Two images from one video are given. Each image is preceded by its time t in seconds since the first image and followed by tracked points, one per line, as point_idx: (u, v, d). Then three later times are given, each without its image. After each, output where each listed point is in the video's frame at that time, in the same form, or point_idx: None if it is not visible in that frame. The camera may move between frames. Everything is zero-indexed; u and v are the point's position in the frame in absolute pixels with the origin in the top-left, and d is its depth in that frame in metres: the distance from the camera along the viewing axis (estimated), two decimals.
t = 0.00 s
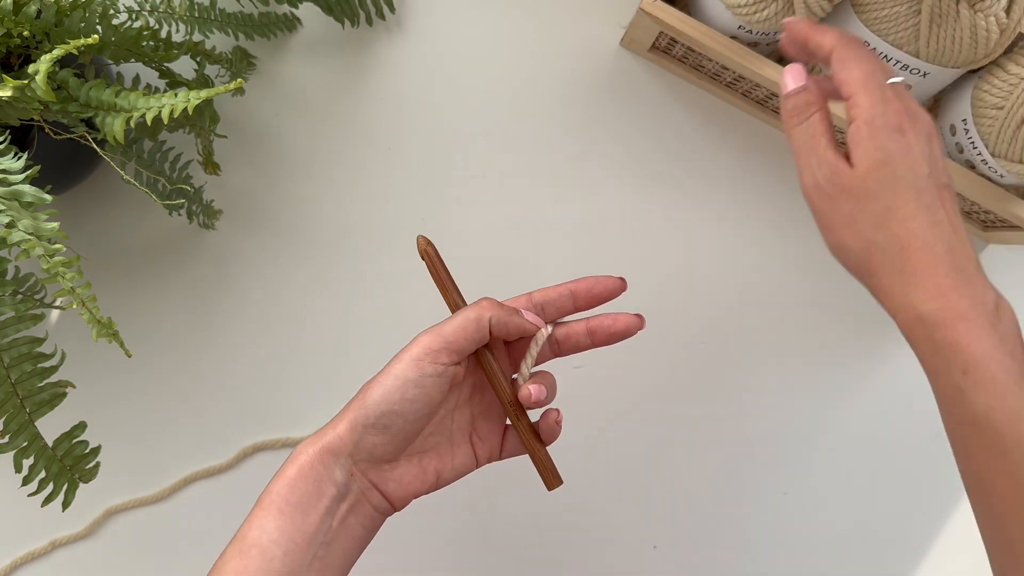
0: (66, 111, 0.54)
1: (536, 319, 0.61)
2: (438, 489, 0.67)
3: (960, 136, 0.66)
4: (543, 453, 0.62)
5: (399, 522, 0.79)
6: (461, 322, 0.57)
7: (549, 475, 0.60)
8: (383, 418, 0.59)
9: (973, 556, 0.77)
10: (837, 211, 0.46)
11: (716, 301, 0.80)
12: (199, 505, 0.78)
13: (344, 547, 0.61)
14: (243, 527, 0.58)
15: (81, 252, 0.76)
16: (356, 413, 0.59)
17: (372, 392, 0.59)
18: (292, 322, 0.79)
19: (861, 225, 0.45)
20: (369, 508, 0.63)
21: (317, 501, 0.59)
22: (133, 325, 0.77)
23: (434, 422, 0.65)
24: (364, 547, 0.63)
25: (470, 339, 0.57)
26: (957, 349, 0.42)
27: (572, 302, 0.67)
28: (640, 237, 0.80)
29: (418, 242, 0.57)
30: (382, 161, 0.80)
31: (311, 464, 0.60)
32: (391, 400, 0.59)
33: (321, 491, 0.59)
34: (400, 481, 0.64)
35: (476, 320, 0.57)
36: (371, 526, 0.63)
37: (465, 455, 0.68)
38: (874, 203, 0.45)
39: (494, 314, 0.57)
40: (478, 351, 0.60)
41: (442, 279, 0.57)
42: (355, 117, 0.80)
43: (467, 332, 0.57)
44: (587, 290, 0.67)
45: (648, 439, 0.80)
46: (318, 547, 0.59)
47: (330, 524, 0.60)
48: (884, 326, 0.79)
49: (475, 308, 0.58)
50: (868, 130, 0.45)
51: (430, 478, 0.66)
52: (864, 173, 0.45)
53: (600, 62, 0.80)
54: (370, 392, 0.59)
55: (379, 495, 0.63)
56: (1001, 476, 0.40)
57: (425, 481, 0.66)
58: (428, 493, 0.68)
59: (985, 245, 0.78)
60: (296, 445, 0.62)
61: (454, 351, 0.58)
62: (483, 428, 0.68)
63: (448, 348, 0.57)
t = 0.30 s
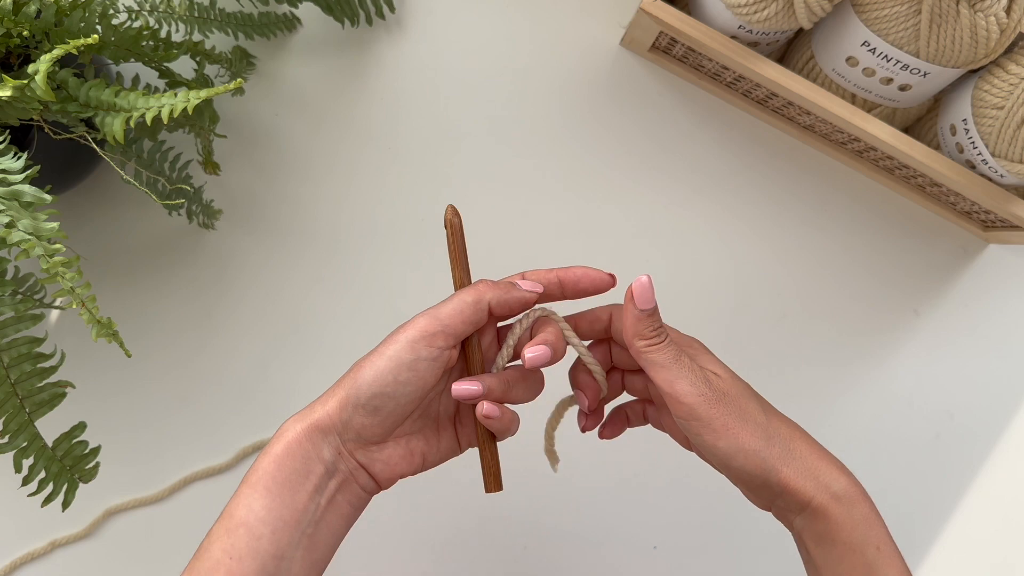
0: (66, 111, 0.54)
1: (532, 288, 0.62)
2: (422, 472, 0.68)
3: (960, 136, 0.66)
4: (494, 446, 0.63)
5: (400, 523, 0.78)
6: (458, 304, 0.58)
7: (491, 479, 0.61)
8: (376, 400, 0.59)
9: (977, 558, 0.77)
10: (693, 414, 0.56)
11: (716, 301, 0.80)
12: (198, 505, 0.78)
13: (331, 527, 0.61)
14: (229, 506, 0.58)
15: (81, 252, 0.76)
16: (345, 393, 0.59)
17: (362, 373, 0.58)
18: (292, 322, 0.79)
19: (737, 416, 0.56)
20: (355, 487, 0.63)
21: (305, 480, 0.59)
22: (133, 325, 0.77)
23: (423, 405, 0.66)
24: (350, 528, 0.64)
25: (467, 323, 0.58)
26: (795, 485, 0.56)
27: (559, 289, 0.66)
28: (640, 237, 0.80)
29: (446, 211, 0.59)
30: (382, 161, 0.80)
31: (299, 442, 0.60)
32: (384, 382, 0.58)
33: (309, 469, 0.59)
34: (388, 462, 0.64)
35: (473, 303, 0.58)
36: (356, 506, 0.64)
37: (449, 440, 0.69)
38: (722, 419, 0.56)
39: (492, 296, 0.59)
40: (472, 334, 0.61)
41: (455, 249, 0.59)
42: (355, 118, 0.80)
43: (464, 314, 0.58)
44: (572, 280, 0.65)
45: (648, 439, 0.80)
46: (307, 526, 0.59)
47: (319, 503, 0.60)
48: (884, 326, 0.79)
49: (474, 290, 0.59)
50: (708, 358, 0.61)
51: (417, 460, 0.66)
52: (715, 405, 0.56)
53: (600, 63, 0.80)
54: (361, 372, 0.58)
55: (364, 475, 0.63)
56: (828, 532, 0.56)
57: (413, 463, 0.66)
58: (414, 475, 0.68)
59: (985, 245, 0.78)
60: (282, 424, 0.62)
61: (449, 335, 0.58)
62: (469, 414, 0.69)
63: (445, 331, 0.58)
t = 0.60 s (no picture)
0: (66, 111, 0.54)
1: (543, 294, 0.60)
2: (407, 472, 0.68)
3: (960, 136, 0.66)
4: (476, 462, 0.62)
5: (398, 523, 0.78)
6: (469, 312, 0.59)
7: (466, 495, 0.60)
8: (372, 397, 0.60)
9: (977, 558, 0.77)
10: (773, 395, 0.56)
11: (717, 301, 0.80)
12: (197, 505, 0.78)
13: (316, 520, 0.61)
14: (218, 494, 0.58)
15: (81, 252, 0.76)
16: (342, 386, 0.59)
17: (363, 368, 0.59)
18: (292, 322, 0.79)
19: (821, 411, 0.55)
20: (341, 483, 0.64)
21: (294, 469, 0.59)
22: (132, 325, 0.77)
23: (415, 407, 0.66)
24: (334, 522, 0.63)
25: (474, 332, 0.59)
26: (865, 489, 0.56)
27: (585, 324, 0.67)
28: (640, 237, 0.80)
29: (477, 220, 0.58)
30: (382, 162, 0.80)
31: (290, 430, 0.60)
32: (382, 380, 0.59)
33: (299, 459, 0.59)
34: (374, 460, 0.65)
35: (482, 314, 0.59)
36: (340, 500, 0.64)
37: (436, 445, 0.68)
38: (797, 408, 0.55)
39: (503, 308, 0.59)
40: (475, 344, 0.61)
41: (477, 256, 0.59)
42: (355, 118, 0.80)
43: (473, 322, 0.59)
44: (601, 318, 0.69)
45: (649, 439, 0.80)
46: (295, 517, 0.59)
47: (306, 494, 0.60)
48: (884, 326, 0.79)
49: (488, 300, 0.59)
50: (820, 338, 0.58)
51: (402, 460, 0.66)
52: (796, 392, 0.56)
53: (600, 63, 0.80)
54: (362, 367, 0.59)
55: (349, 469, 0.64)
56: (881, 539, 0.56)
57: (398, 463, 0.66)
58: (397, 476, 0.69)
59: (986, 245, 0.78)
60: (273, 411, 0.62)
61: (453, 343, 0.59)
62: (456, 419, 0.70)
63: (452, 338, 0.59)
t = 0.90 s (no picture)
0: (66, 111, 0.54)
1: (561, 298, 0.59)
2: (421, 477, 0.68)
3: (960, 136, 0.66)
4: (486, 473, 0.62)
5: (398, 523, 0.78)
6: (490, 320, 0.58)
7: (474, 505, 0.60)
8: (389, 403, 0.60)
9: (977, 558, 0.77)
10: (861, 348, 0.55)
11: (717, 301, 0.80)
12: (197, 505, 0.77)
13: (330, 523, 0.61)
14: (231, 496, 0.58)
15: (81, 252, 0.76)
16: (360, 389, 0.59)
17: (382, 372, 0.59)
18: (292, 321, 0.79)
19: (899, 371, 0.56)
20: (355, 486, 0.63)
21: (309, 472, 0.59)
22: (132, 325, 0.77)
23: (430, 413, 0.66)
24: (348, 525, 0.64)
25: (493, 341, 0.58)
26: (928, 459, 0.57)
27: (603, 343, 0.66)
28: (641, 236, 0.80)
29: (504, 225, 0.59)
30: (382, 162, 0.80)
31: (304, 434, 0.60)
32: (398, 388, 0.59)
33: (314, 462, 0.60)
34: (389, 465, 0.64)
35: (503, 324, 0.58)
36: (354, 503, 0.64)
37: (450, 451, 0.68)
38: (891, 364, 0.55)
39: (524, 318, 0.58)
40: (494, 355, 0.61)
41: (502, 262, 0.59)
42: (355, 118, 0.80)
43: (494, 330, 0.58)
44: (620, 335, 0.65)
45: (649, 439, 0.80)
46: (307, 520, 0.59)
47: (321, 497, 0.60)
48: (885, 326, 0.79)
49: (509, 310, 0.59)
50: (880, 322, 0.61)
51: (417, 466, 0.66)
52: (884, 349, 0.56)
53: (600, 63, 0.80)
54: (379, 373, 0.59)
55: (365, 473, 0.63)
56: (936, 516, 0.57)
57: (413, 468, 0.66)
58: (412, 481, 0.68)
59: (986, 245, 0.78)
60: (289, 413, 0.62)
61: (472, 353, 0.59)
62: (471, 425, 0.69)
63: (473, 346, 0.58)
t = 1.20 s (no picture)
0: (66, 111, 0.54)
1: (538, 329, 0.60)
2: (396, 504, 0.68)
3: (960, 136, 0.66)
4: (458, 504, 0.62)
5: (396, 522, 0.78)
6: (473, 356, 0.58)
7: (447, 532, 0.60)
8: (371, 435, 0.60)
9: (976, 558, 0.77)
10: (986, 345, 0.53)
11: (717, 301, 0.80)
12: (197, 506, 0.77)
13: (309, 553, 0.62)
14: (210, 528, 0.58)
15: (81, 253, 0.76)
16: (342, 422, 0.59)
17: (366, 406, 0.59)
18: (291, 322, 0.79)
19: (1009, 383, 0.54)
20: (333, 516, 0.64)
21: (290, 504, 0.59)
22: (132, 325, 0.77)
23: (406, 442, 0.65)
24: (325, 554, 0.64)
25: (475, 376, 0.59)
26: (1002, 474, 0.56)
27: (562, 376, 0.66)
28: (641, 236, 0.80)
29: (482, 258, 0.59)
30: (382, 161, 0.80)
31: (285, 465, 0.60)
32: (381, 420, 0.59)
33: (295, 494, 0.60)
34: (367, 494, 0.64)
35: (484, 359, 0.58)
36: (331, 532, 0.64)
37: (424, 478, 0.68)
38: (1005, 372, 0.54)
39: (505, 353, 0.59)
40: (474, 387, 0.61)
41: (482, 292, 0.59)
42: (355, 118, 0.80)
43: (476, 366, 0.58)
44: (578, 371, 0.65)
45: (648, 439, 0.80)
46: (287, 552, 0.59)
47: (301, 528, 0.60)
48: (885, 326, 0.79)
49: (490, 345, 0.59)
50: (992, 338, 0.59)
51: (394, 494, 0.66)
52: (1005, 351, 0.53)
53: (600, 62, 0.80)
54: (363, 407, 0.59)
55: (342, 502, 0.64)
56: (992, 525, 0.55)
57: (389, 496, 0.66)
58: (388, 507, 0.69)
59: (986, 246, 0.78)
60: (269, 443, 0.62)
61: (455, 387, 0.59)
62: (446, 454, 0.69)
63: (456, 381, 0.58)
